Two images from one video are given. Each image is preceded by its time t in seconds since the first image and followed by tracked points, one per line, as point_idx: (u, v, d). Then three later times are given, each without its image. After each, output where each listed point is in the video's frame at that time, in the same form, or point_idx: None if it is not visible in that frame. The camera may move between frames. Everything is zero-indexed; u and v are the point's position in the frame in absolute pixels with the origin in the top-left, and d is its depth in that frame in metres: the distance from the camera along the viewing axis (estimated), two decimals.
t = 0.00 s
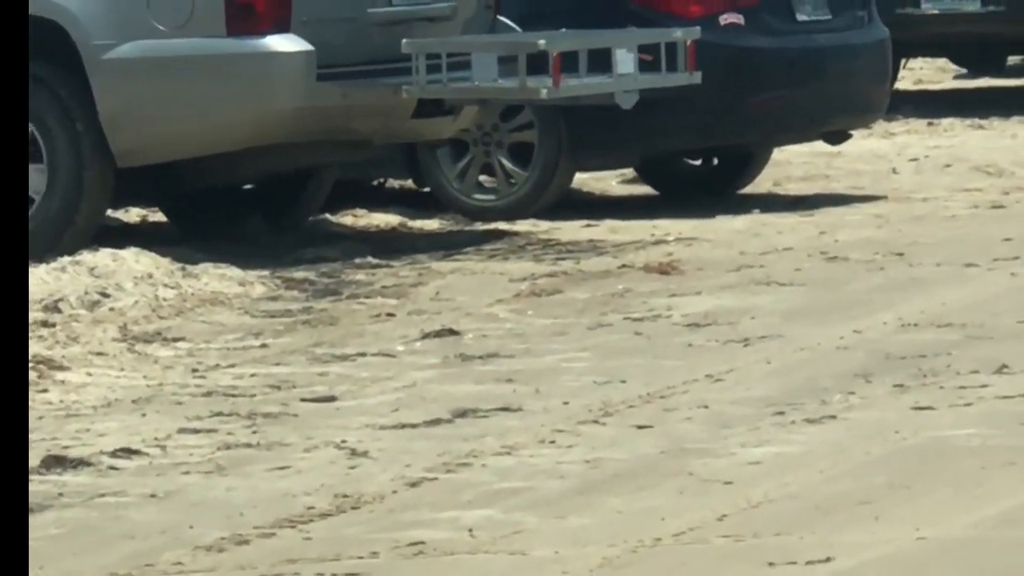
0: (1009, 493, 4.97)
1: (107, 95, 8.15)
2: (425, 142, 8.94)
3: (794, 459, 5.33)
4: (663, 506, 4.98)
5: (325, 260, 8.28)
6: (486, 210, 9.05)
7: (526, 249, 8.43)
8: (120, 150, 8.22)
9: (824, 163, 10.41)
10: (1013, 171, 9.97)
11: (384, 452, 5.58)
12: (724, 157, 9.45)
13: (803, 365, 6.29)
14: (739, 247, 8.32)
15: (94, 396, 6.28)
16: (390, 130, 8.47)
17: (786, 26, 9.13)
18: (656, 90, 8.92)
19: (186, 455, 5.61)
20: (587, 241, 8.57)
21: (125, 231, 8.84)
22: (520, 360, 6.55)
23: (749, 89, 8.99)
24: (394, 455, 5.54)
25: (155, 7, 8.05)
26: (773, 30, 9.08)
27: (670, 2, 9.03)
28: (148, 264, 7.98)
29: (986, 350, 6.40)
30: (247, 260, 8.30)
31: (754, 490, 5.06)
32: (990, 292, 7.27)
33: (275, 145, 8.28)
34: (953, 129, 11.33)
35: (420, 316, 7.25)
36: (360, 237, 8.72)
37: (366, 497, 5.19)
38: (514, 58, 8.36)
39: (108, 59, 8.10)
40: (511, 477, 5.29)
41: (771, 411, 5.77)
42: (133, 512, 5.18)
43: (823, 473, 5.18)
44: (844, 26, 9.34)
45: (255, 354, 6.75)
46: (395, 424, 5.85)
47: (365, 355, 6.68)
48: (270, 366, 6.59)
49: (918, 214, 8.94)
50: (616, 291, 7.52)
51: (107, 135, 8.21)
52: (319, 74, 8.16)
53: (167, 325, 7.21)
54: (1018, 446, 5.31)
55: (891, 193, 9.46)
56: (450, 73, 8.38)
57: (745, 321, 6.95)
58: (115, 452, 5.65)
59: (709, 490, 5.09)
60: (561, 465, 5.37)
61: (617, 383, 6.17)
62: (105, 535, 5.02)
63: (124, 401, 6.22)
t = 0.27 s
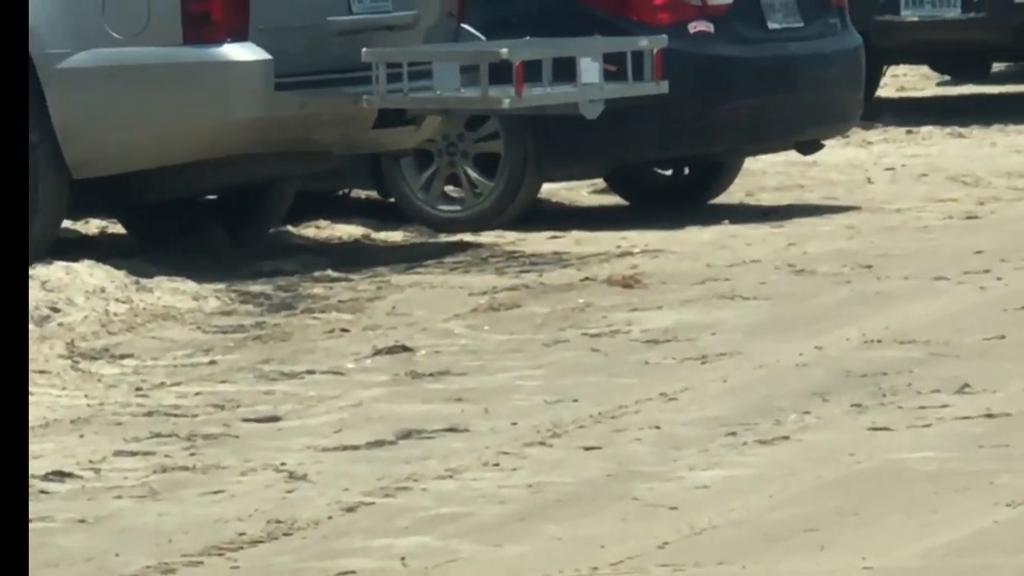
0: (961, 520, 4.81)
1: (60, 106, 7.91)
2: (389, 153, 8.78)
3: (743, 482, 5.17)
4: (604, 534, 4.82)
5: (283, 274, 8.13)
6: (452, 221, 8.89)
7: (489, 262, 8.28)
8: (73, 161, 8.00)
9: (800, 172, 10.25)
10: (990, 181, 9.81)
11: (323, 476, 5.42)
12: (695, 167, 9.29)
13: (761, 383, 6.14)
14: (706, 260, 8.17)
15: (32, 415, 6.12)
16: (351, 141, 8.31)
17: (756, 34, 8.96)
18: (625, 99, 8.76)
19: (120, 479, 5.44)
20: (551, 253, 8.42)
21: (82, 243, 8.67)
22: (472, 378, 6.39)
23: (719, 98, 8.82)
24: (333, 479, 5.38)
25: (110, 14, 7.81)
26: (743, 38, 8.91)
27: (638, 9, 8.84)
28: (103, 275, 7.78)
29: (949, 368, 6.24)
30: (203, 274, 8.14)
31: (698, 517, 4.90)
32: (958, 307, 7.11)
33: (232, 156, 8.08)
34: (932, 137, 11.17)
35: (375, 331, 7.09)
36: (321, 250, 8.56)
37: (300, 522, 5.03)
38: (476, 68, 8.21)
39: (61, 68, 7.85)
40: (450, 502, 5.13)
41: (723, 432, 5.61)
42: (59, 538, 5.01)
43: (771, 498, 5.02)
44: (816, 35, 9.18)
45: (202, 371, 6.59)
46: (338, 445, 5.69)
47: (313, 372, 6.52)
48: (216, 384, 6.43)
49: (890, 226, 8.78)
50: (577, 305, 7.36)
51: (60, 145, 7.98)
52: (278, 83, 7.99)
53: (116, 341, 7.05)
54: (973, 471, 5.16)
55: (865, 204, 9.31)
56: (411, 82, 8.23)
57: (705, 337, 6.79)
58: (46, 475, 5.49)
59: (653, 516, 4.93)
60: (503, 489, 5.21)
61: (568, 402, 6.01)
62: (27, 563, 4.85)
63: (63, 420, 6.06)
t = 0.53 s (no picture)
0: (909, 546, 4.66)
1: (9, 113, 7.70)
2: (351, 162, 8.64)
3: (688, 505, 5.01)
4: (540, 560, 4.66)
5: (240, 284, 7.98)
6: (416, 231, 8.74)
7: (451, 274, 8.13)
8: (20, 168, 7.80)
9: (774, 182, 10.10)
10: (965, 191, 9.67)
11: (258, 498, 5.27)
12: (664, 175, 9.15)
13: (716, 401, 5.99)
14: (671, 271, 8.02)
15: None
16: (309, 150, 8.17)
17: (724, 41, 8.83)
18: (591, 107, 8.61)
19: (50, 502, 5.29)
20: (514, 264, 8.27)
21: (37, 254, 8.51)
22: (421, 395, 6.24)
23: (684, 106, 8.69)
24: (269, 501, 5.23)
25: (64, 19, 7.64)
26: (712, 45, 8.78)
27: (606, 15, 8.68)
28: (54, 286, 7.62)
29: (909, 384, 6.09)
30: (158, 285, 7.98)
31: (639, 543, 4.75)
32: (923, 321, 6.96)
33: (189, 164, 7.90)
34: (910, 146, 11.02)
35: (328, 346, 6.94)
36: (281, 260, 8.41)
37: (230, 547, 4.88)
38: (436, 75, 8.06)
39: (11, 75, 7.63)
40: (386, 526, 4.98)
41: (672, 452, 5.46)
42: None
43: (714, 523, 4.86)
44: (786, 41, 9.04)
45: (146, 388, 6.43)
46: (277, 466, 5.53)
47: (260, 389, 6.36)
48: (159, 401, 6.27)
49: (861, 236, 8.63)
50: (535, 318, 7.21)
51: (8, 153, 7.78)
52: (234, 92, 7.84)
53: (62, 356, 6.89)
54: (925, 494, 5.01)
55: (837, 214, 9.16)
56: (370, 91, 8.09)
57: (663, 353, 6.64)
58: None
59: (593, 542, 4.78)
60: (441, 513, 5.05)
61: (517, 421, 5.86)
62: None
63: None
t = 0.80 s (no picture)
0: (853, 572, 4.50)
1: None
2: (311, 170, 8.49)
3: (629, 529, 4.85)
4: None
5: (194, 294, 7.82)
6: (377, 239, 8.59)
7: (409, 282, 7.97)
8: None
9: (745, 188, 9.94)
10: (938, 197, 9.51)
11: (188, 520, 5.10)
12: (631, 181, 8.99)
13: (667, 417, 5.83)
14: (633, 280, 7.86)
15: None
16: (265, 158, 8.01)
17: (691, 45, 8.66)
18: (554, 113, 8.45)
19: None
20: (475, 273, 8.11)
21: None
22: (366, 410, 6.08)
23: (649, 113, 8.53)
24: (198, 524, 5.06)
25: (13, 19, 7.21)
26: (679, 49, 8.62)
27: (571, 19, 8.51)
28: None
29: (866, 399, 5.93)
30: (111, 296, 7.82)
31: (573, 569, 4.58)
32: (885, 332, 6.81)
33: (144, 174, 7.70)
34: (886, 151, 10.87)
35: (276, 358, 6.78)
36: (238, 269, 8.25)
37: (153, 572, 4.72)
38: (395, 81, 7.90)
39: None
40: (316, 550, 4.82)
41: (617, 471, 5.30)
42: None
43: (655, 548, 4.70)
44: (754, 44, 8.87)
45: (86, 403, 6.26)
46: (210, 485, 5.37)
47: (202, 404, 6.20)
48: (97, 417, 6.10)
49: (830, 244, 8.47)
50: (490, 329, 7.06)
51: None
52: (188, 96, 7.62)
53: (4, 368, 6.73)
54: (873, 517, 4.85)
55: (806, 221, 9.00)
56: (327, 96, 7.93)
57: (617, 365, 6.48)
58: None
59: (526, 567, 4.62)
60: (374, 536, 4.89)
61: (461, 438, 5.70)
62: None
63: None
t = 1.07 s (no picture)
0: None
1: None
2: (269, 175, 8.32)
3: (565, 551, 4.69)
4: None
5: (146, 303, 7.65)
6: (337, 246, 8.43)
7: (366, 291, 7.81)
8: None
9: (717, 193, 9.79)
10: (911, 203, 9.35)
11: (113, 541, 4.94)
12: (597, 187, 8.84)
13: (615, 433, 5.67)
14: (594, 289, 7.70)
15: None
16: (220, 163, 7.85)
17: (656, 48, 8.50)
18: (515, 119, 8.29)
19: None
20: (434, 282, 7.96)
21: None
22: (308, 425, 5.91)
23: (613, 117, 8.37)
24: (123, 546, 4.90)
25: None
26: (643, 53, 8.46)
27: (535, 23, 8.35)
28: None
29: (820, 414, 5.77)
30: (61, 305, 7.66)
31: None
32: (847, 343, 6.65)
33: (93, 181, 7.53)
34: (861, 155, 10.71)
35: (222, 371, 6.62)
36: (193, 277, 8.09)
37: None
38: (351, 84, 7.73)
39: None
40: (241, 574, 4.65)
41: (559, 490, 5.14)
42: None
43: (590, 573, 4.54)
44: (721, 47, 8.71)
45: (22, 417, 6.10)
46: (139, 505, 5.21)
47: (140, 419, 6.04)
48: (32, 431, 5.94)
49: (797, 251, 8.31)
50: (443, 340, 6.90)
51: None
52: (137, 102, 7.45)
53: None
54: (817, 540, 4.69)
55: (775, 227, 8.84)
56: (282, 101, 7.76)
57: (569, 378, 6.32)
58: None
59: None
60: (302, 559, 4.73)
61: (402, 455, 5.54)
62: None
63: None
